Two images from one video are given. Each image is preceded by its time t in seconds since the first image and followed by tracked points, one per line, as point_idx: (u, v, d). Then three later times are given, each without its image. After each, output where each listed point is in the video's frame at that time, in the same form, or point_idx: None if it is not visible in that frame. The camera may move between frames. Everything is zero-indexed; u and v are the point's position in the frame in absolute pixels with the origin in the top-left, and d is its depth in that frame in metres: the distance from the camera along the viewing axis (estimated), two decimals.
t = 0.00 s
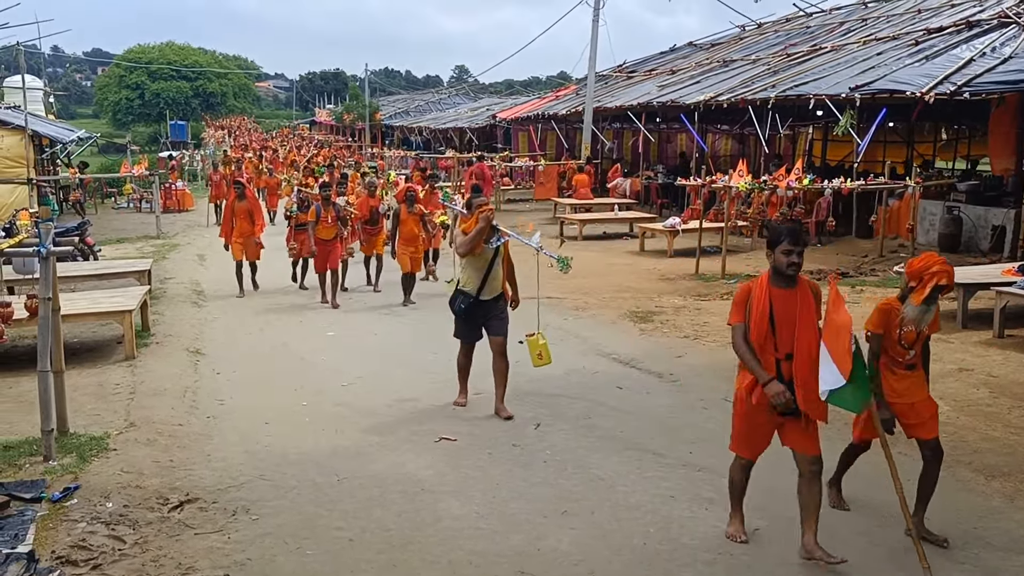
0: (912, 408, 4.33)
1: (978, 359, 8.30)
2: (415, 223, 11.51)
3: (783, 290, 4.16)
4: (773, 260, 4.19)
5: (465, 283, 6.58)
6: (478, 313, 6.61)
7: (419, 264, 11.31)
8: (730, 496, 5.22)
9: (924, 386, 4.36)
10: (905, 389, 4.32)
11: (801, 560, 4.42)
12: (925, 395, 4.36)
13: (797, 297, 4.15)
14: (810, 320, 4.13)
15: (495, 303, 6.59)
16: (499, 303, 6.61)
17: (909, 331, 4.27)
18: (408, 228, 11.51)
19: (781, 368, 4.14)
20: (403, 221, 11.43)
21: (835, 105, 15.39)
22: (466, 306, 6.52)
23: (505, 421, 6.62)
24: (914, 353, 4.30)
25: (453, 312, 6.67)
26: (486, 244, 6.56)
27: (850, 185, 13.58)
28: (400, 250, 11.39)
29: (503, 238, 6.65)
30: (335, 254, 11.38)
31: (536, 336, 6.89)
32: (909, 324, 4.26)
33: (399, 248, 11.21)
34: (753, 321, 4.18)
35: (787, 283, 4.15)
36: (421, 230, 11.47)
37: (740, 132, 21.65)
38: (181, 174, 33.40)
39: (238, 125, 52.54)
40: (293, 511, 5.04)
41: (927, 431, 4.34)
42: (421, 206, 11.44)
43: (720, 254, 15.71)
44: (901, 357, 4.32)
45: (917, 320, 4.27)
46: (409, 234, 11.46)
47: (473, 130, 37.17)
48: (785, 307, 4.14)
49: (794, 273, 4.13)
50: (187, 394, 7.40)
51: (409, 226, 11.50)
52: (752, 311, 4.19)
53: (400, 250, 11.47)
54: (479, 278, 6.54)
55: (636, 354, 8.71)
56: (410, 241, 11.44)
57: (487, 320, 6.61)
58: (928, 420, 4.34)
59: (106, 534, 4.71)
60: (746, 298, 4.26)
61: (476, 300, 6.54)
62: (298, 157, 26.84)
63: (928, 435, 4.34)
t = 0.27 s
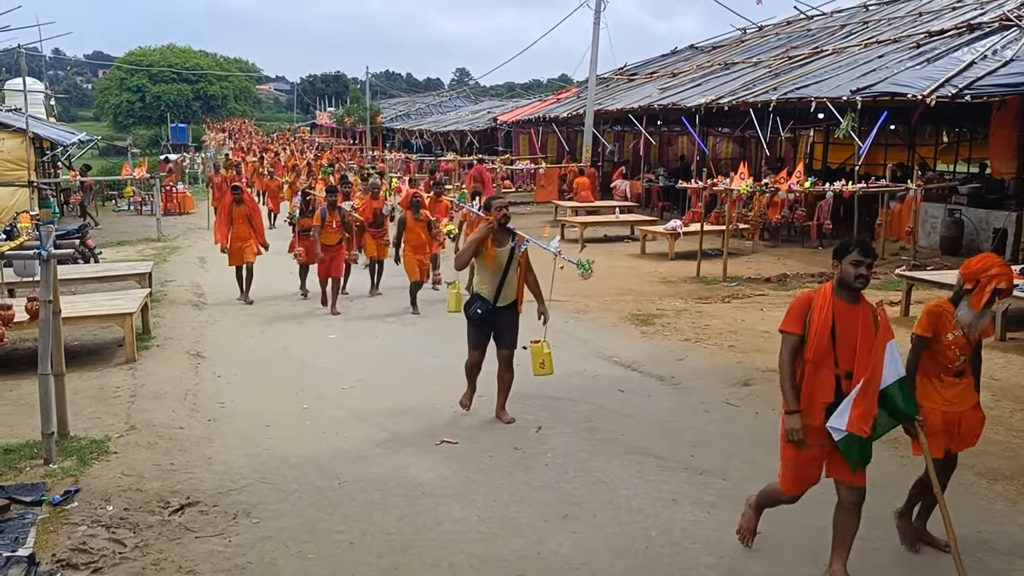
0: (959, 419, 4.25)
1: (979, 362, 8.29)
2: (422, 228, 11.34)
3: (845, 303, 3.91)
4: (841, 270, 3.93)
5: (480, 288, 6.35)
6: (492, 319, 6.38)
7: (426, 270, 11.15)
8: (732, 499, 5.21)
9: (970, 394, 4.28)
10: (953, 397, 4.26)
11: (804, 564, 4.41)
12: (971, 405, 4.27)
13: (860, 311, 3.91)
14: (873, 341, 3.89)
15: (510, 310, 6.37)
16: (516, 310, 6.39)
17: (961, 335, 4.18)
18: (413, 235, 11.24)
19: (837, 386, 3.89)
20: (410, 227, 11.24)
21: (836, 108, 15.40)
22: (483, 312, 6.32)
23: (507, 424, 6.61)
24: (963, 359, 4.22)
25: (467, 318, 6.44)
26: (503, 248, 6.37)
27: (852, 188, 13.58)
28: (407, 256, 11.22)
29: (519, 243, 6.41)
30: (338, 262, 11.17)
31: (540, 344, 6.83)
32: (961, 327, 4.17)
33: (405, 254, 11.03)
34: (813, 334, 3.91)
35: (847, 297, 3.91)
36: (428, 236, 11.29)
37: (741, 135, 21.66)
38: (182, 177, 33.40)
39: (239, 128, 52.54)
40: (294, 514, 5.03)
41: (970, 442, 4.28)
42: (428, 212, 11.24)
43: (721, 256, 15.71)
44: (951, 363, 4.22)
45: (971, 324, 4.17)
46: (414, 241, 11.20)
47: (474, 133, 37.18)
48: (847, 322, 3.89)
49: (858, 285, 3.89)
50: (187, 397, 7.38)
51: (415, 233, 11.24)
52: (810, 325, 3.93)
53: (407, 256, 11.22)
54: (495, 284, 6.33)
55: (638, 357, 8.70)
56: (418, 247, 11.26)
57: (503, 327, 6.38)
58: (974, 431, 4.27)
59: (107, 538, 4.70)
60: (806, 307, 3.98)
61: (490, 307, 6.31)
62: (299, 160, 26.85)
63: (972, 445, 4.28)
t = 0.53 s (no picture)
0: (1004, 445, 3.97)
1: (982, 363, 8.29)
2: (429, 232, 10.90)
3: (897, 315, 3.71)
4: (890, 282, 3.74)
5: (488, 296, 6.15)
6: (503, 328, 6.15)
7: (435, 275, 10.72)
8: (734, 501, 5.21)
9: (1016, 419, 3.97)
10: (1001, 423, 3.93)
11: (806, 564, 4.41)
12: (1016, 430, 3.98)
13: (911, 324, 3.72)
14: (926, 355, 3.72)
15: (520, 318, 6.19)
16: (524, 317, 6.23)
17: (1003, 358, 3.91)
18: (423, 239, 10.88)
19: (891, 403, 3.71)
20: (416, 230, 10.79)
21: (837, 110, 15.40)
22: (493, 322, 6.06)
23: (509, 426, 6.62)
24: (1007, 382, 3.93)
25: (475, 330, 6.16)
26: (509, 255, 6.19)
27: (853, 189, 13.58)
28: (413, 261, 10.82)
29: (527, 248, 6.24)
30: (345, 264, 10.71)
31: (548, 356, 6.54)
32: (1001, 350, 3.91)
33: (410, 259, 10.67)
34: (864, 348, 3.71)
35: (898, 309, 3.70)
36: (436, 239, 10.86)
37: (742, 137, 21.70)
38: (183, 179, 33.44)
39: (240, 129, 52.57)
40: (297, 516, 5.04)
41: (1011, 467, 4.05)
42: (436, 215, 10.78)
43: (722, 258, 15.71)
44: (992, 387, 3.94)
45: (1012, 346, 3.90)
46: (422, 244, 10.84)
47: (476, 135, 37.21)
48: (898, 336, 3.71)
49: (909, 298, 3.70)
50: (189, 399, 7.39)
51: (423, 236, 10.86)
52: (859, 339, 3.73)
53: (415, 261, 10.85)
54: (504, 292, 6.15)
55: (640, 359, 8.71)
56: (424, 251, 10.86)
57: (512, 337, 6.17)
58: (1015, 456, 4.03)
59: (109, 539, 4.70)
60: (852, 321, 3.78)
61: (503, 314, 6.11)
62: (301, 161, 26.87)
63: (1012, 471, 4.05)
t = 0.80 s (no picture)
0: None
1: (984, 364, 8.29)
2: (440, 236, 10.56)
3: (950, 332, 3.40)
4: (931, 297, 3.45)
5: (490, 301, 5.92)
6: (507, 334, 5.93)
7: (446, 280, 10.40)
8: (736, 502, 5.20)
9: None
10: None
11: (808, 565, 4.41)
12: None
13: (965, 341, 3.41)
14: (983, 369, 3.41)
15: (523, 323, 5.92)
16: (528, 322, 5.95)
17: None
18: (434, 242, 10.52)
19: (957, 431, 3.36)
20: (428, 234, 10.44)
21: (838, 111, 15.40)
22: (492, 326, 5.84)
23: (510, 426, 6.61)
24: None
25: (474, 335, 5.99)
26: (508, 258, 5.94)
27: (855, 190, 13.58)
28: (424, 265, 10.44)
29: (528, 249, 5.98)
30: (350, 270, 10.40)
31: (563, 363, 6.26)
32: None
33: (423, 263, 10.27)
34: (918, 375, 3.37)
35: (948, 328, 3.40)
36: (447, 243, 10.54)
37: (744, 137, 21.73)
38: (184, 180, 33.47)
39: (241, 130, 52.61)
40: (298, 516, 5.04)
41: None
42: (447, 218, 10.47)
43: (724, 259, 15.72)
44: None
45: None
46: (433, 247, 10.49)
47: (477, 136, 37.22)
48: (954, 355, 3.38)
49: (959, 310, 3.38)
50: (191, 399, 7.39)
51: (434, 240, 10.52)
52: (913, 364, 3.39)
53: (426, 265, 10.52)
54: (504, 297, 5.92)
55: (642, 359, 8.71)
56: (436, 256, 10.47)
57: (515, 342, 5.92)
58: None
59: (111, 539, 4.70)
60: (899, 347, 3.45)
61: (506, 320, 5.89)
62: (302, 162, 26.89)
63: None
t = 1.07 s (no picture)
0: None
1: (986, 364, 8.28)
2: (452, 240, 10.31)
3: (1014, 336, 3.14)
4: (992, 299, 3.20)
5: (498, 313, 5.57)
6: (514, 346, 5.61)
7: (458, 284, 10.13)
8: (740, 503, 5.20)
9: None
10: None
11: (812, 567, 4.40)
12: None
13: None
14: None
15: (530, 337, 5.60)
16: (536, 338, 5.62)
17: None
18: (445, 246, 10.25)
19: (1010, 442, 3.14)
20: (439, 237, 10.18)
21: (841, 111, 15.40)
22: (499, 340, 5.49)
23: (514, 427, 6.61)
24: None
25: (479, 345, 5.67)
26: (521, 268, 5.55)
27: (858, 191, 13.56)
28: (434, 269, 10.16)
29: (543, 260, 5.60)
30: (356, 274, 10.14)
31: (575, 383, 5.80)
32: None
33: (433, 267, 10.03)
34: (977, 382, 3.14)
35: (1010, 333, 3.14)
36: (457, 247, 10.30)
37: (746, 138, 21.77)
38: (186, 180, 33.50)
39: (243, 130, 52.65)
40: (301, 516, 5.04)
41: None
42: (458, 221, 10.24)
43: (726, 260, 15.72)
44: None
45: None
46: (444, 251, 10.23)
47: (479, 136, 37.22)
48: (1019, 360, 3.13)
49: None
50: (194, 399, 7.40)
51: (445, 243, 10.27)
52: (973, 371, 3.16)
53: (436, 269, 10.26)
54: (513, 309, 5.56)
55: (644, 360, 8.70)
56: (447, 259, 10.19)
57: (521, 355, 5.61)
58: None
59: (115, 539, 4.70)
60: (961, 348, 3.21)
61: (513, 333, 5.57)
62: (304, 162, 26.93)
63: None
